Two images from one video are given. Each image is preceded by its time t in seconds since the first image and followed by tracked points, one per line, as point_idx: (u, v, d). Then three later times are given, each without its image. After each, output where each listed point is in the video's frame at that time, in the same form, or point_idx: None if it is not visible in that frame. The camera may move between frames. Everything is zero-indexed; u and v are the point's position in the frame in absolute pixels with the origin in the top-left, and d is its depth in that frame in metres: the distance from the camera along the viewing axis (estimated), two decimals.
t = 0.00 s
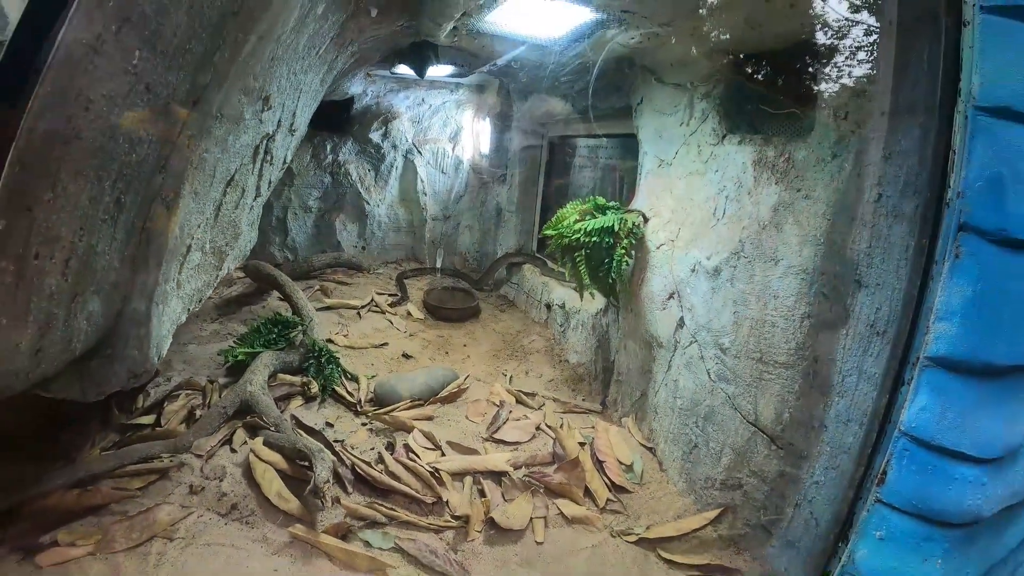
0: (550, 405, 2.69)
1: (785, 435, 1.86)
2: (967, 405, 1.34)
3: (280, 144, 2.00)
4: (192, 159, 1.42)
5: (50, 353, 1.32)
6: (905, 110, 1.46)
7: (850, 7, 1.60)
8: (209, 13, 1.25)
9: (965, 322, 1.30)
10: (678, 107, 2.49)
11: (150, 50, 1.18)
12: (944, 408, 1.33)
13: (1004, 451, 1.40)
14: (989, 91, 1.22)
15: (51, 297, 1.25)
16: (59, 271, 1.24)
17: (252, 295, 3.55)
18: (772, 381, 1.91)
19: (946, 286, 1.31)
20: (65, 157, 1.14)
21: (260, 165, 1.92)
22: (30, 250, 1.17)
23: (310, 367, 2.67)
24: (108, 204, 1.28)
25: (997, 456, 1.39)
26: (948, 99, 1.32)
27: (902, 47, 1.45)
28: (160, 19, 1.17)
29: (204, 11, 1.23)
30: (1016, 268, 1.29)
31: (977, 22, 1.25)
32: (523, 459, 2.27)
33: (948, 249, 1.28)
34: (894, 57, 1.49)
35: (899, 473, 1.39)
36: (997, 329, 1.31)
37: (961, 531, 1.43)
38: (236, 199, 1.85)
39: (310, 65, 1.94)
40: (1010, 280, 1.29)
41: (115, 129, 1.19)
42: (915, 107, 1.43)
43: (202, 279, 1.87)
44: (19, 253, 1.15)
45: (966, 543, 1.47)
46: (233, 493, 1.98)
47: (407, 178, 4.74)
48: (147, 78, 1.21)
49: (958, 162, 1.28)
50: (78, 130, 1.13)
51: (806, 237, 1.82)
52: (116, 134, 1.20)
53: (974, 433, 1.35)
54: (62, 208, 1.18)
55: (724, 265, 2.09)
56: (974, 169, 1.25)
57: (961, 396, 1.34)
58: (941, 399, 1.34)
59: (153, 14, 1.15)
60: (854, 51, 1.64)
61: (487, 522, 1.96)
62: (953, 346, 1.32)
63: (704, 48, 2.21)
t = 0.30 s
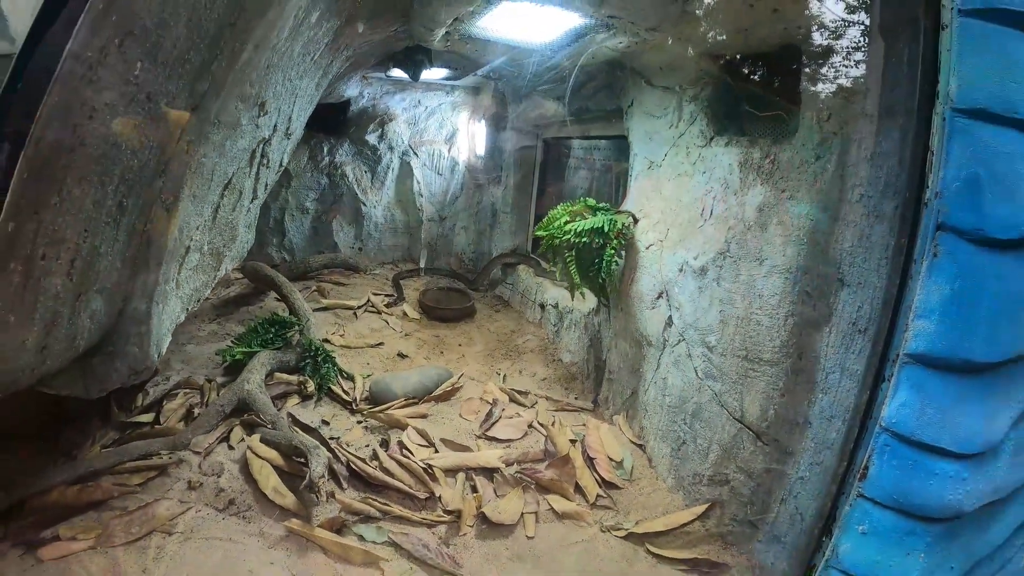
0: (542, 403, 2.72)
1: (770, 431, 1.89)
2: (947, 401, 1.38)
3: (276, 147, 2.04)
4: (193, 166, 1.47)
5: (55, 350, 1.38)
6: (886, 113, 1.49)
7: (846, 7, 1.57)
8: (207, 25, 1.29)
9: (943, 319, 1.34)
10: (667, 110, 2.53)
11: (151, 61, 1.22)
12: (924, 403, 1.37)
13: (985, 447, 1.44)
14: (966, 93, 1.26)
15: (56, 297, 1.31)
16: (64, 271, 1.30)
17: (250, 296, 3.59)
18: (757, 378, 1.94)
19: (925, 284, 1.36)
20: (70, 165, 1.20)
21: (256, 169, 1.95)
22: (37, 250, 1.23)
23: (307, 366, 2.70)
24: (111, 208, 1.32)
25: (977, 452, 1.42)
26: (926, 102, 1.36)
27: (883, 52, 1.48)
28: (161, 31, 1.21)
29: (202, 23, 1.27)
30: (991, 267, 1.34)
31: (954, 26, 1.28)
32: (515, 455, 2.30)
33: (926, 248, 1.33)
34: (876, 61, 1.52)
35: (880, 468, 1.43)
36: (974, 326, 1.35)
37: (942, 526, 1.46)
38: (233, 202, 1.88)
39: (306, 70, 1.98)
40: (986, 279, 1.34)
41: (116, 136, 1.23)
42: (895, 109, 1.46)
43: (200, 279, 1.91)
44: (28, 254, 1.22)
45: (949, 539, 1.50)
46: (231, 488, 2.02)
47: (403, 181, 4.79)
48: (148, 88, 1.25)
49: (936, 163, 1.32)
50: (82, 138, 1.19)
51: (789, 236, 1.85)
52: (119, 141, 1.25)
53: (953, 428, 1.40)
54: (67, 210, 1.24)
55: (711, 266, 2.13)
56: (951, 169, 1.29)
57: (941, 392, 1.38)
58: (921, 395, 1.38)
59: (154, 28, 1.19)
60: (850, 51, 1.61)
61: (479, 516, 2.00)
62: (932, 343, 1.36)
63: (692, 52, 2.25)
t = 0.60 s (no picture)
0: (531, 408, 2.69)
1: (759, 439, 1.85)
2: (939, 409, 1.35)
3: (258, 151, 2.01)
4: (164, 169, 1.40)
5: (26, 359, 1.33)
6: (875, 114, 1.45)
7: (844, 7, 1.49)
8: (175, 27, 1.25)
9: (936, 326, 1.31)
10: (658, 111, 2.46)
11: (115, 68, 1.19)
12: (916, 413, 1.34)
13: (978, 457, 1.41)
14: (959, 91, 1.24)
15: (26, 307, 1.28)
16: (31, 281, 1.27)
17: (240, 299, 3.56)
18: (747, 384, 1.90)
19: (917, 290, 1.32)
20: (36, 173, 1.19)
21: (237, 173, 1.92)
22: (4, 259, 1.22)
23: (294, 371, 2.68)
24: (78, 217, 1.27)
25: (970, 462, 1.39)
26: (918, 103, 1.32)
27: (872, 51, 1.44)
28: (124, 37, 1.18)
29: (169, 24, 1.24)
30: (983, 272, 1.32)
31: (948, 22, 1.28)
32: (502, 462, 2.26)
33: (919, 252, 1.29)
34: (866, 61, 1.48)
35: (872, 479, 1.40)
36: (965, 333, 1.32)
37: (935, 538, 1.43)
38: (213, 208, 1.86)
39: (286, 73, 1.95)
40: (978, 284, 1.31)
41: (82, 142, 1.21)
42: (885, 110, 1.41)
43: (181, 285, 1.88)
44: None
45: (941, 551, 1.47)
46: (214, 495, 1.99)
47: (396, 184, 4.84)
48: (113, 95, 1.21)
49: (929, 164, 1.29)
50: (46, 146, 1.18)
51: (779, 240, 1.81)
52: (84, 147, 1.21)
53: (946, 438, 1.36)
54: (31, 219, 1.22)
55: (699, 270, 2.08)
56: (946, 171, 1.26)
57: (933, 401, 1.35)
58: (913, 404, 1.35)
59: (116, 32, 1.17)
60: (848, 51, 1.53)
61: (464, 525, 1.97)
62: (925, 350, 1.33)
63: (681, 51, 2.21)
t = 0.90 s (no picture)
0: (530, 412, 2.59)
1: (771, 447, 1.76)
2: (964, 418, 1.26)
3: (244, 143, 1.92)
4: (134, 159, 1.30)
5: None
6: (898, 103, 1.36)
7: (845, 7, 1.50)
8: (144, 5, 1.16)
9: (963, 328, 1.22)
10: (661, 104, 2.31)
11: (77, 47, 1.14)
12: (940, 421, 1.25)
13: (1005, 467, 1.32)
14: (986, 81, 1.15)
15: None
16: None
17: (236, 297, 3.43)
18: (757, 389, 1.81)
19: (942, 290, 1.24)
20: None
21: (221, 166, 1.83)
22: None
23: (286, 373, 2.52)
24: (40, 208, 1.26)
25: (997, 472, 1.30)
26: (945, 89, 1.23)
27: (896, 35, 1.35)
28: (88, 12, 1.12)
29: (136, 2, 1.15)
30: (1015, 271, 1.22)
31: (972, 7, 1.18)
32: (501, 469, 2.17)
33: (944, 251, 1.21)
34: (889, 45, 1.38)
35: (892, 490, 1.31)
36: (993, 336, 1.23)
37: (957, 551, 1.35)
38: (195, 202, 1.77)
39: (274, 62, 1.86)
40: (1008, 283, 1.22)
41: (42, 130, 1.18)
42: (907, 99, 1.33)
43: (162, 283, 1.80)
44: None
45: (963, 564, 1.38)
46: (199, 503, 1.89)
47: (393, 182, 4.68)
48: (76, 78, 1.17)
49: (955, 156, 1.20)
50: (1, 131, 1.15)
51: (793, 238, 1.71)
52: (44, 134, 1.19)
53: (972, 447, 1.27)
54: None
55: (707, 269, 1.97)
56: (971, 164, 1.18)
57: (958, 409, 1.26)
58: (937, 412, 1.26)
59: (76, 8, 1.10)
60: (848, 52, 1.53)
61: (460, 536, 1.89)
62: (951, 355, 1.24)
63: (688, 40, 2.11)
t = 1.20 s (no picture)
0: (535, 413, 2.50)
1: (793, 450, 1.68)
2: (997, 416, 1.25)
3: (238, 129, 1.83)
4: (114, 138, 1.26)
5: None
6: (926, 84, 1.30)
7: (845, 6, 1.53)
8: None
9: (998, 323, 1.21)
10: (673, 93, 2.21)
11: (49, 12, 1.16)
12: (976, 420, 1.23)
13: None
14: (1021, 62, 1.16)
15: None
16: None
17: (232, 295, 3.23)
18: (779, 389, 1.72)
19: (977, 284, 1.23)
20: None
21: (212, 153, 1.74)
22: None
23: (283, 372, 2.39)
24: (8, 187, 1.24)
25: None
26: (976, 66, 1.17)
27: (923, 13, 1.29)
28: None
29: None
30: None
31: None
32: (506, 472, 2.08)
33: (980, 241, 1.21)
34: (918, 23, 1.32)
35: (923, 494, 1.28)
36: None
37: (984, 556, 1.32)
38: (184, 189, 1.68)
39: (269, 45, 1.78)
40: None
41: (11, 99, 1.19)
42: (935, 83, 1.32)
43: (148, 276, 1.70)
44: None
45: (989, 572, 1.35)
46: (190, 509, 1.78)
47: (394, 176, 4.43)
48: (47, 43, 1.18)
49: (989, 142, 1.21)
50: None
51: (815, 229, 1.62)
52: (12, 105, 1.19)
53: (1004, 448, 1.26)
54: None
55: (725, 263, 1.86)
56: (1008, 152, 1.18)
57: (992, 407, 1.25)
58: (971, 410, 1.24)
59: None
60: (848, 51, 1.55)
61: (465, 543, 1.80)
62: (985, 351, 1.23)
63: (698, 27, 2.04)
